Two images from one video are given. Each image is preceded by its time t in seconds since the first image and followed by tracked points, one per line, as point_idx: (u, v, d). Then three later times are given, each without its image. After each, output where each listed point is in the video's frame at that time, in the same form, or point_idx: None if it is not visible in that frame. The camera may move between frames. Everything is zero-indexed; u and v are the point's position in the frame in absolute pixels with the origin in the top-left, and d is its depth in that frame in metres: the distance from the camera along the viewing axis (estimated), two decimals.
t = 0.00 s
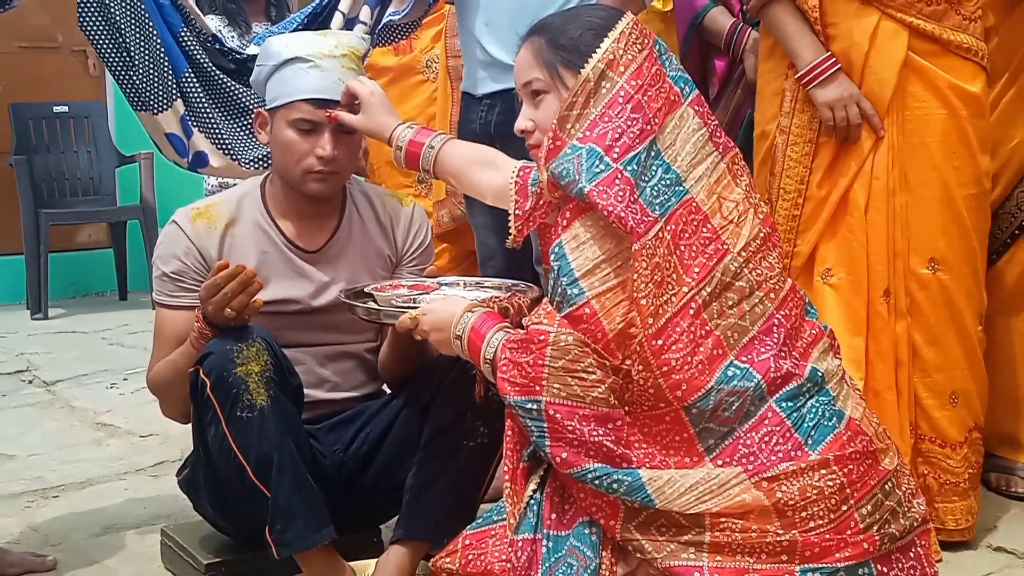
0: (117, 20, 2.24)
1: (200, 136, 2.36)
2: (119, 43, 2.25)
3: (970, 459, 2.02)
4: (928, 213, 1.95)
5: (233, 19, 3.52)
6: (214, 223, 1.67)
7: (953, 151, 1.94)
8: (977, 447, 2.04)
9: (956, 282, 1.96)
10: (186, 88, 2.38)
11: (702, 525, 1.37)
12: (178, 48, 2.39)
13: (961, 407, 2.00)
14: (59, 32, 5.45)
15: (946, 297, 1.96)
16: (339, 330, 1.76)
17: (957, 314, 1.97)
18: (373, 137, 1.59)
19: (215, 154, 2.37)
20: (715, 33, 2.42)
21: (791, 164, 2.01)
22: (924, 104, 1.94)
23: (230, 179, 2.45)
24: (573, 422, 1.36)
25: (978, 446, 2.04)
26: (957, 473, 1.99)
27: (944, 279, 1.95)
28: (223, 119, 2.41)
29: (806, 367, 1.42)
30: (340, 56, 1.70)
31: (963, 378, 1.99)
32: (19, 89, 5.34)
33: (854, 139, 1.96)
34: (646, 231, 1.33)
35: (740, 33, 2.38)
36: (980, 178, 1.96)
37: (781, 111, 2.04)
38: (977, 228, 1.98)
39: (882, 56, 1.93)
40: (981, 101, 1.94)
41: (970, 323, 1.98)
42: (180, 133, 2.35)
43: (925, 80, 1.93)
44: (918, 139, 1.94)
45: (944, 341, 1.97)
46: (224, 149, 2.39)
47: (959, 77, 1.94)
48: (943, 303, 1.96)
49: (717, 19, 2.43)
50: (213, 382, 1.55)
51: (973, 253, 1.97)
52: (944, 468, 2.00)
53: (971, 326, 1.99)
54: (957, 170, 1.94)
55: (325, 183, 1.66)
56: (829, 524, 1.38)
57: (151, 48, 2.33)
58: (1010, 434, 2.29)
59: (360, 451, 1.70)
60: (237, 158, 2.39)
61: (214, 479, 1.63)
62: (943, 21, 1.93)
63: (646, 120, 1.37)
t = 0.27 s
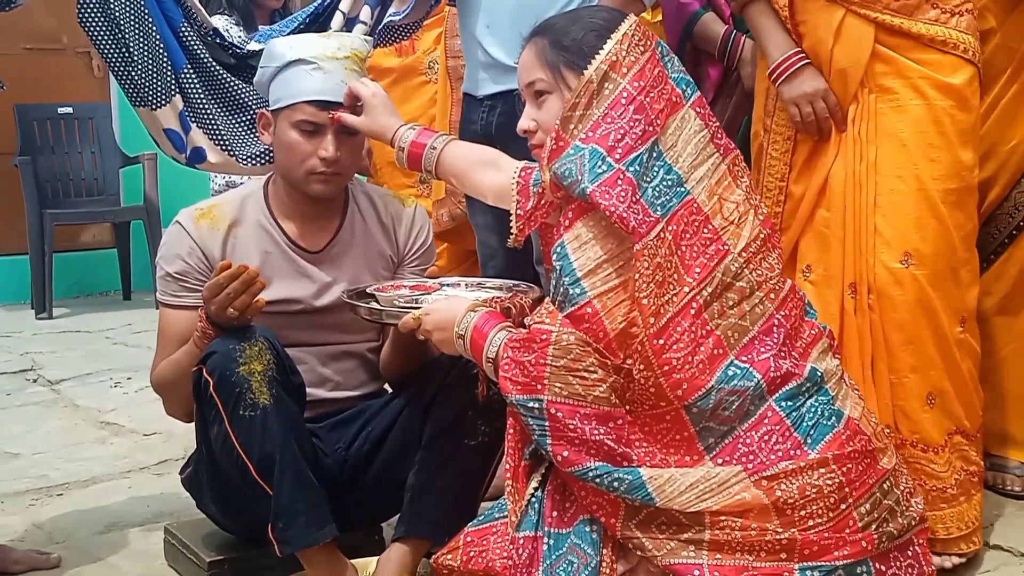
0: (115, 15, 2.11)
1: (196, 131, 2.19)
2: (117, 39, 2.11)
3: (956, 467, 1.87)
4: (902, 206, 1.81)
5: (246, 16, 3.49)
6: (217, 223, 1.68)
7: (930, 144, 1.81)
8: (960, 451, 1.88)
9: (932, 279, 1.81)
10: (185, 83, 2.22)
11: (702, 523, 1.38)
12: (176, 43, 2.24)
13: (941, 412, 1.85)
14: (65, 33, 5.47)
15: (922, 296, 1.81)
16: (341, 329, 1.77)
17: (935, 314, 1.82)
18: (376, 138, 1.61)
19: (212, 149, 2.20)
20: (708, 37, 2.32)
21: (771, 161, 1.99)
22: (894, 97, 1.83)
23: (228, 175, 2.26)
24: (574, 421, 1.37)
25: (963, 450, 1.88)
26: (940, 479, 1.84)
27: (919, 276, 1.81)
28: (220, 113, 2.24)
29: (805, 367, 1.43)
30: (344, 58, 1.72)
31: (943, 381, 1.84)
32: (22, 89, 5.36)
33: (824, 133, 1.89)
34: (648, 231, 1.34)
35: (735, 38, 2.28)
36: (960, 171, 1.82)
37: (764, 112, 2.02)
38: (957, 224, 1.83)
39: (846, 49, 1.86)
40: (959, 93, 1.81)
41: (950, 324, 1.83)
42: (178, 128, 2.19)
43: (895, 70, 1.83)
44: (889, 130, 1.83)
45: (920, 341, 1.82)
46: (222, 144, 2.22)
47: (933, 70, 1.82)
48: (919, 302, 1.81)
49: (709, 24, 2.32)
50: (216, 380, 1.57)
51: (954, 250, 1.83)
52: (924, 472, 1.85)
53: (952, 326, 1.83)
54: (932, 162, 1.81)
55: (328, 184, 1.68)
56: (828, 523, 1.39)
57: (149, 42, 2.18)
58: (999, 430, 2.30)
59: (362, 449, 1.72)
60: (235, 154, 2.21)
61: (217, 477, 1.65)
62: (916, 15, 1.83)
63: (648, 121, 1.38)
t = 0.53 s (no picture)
0: (119, 11, 1.96)
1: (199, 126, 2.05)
2: (120, 35, 1.96)
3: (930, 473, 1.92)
4: (866, 212, 1.90)
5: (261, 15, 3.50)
6: (222, 222, 1.71)
7: (893, 150, 1.88)
8: (937, 461, 1.92)
9: (895, 283, 1.89)
10: (186, 77, 2.07)
11: (701, 518, 1.41)
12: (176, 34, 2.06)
13: (911, 414, 1.92)
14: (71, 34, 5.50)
15: (886, 298, 1.90)
16: (343, 326, 1.79)
17: (898, 317, 1.89)
18: (380, 138, 1.63)
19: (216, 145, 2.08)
20: (707, 44, 2.35)
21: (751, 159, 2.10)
22: (859, 102, 1.91)
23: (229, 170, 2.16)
24: (575, 417, 1.39)
25: (940, 460, 1.92)
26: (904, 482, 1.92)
27: (881, 280, 1.89)
28: (223, 107, 2.10)
29: (803, 363, 1.45)
30: (347, 58, 1.73)
31: (910, 385, 1.90)
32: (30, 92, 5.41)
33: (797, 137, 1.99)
34: (648, 230, 1.36)
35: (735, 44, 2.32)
36: (928, 179, 1.87)
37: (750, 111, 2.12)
38: (930, 232, 1.88)
39: (811, 51, 1.94)
40: (925, 98, 1.86)
41: (919, 329, 1.88)
42: (181, 124, 2.04)
43: (859, 77, 1.91)
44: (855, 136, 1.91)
45: (882, 344, 1.91)
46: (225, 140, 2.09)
47: (898, 76, 1.88)
48: (882, 305, 1.90)
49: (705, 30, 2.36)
50: (220, 377, 1.59)
51: (924, 256, 1.88)
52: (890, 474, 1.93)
53: (923, 333, 1.89)
54: (896, 168, 1.88)
55: (332, 183, 1.70)
56: (825, 517, 1.41)
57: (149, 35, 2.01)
58: (1000, 428, 2.34)
59: (365, 445, 1.74)
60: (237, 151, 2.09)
61: (221, 472, 1.67)
62: (878, 18, 1.89)
63: (649, 120, 1.40)
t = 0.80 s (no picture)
0: (132, 20, 2.00)
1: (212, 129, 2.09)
2: (133, 41, 1.99)
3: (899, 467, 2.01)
4: (843, 216, 1.98)
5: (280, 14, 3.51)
6: (234, 224, 1.78)
7: (869, 158, 1.96)
8: (906, 456, 2.02)
9: (871, 286, 1.97)
10: (197, 82, 2.10)
11: (692, 507, 1.48)
12: (186, 39, 2.10)
13: (884, 412, 2.01)
14: (89, 44, 5.66)
15: (861, 300, 1.98)
16: (350, 325, 1.87)
17: (872, 318, 1.97)
18: (385, 145, 1.71)
19: (227, 148, 2.11)
20: (700, 56, 2.44)
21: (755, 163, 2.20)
22: (840, 110, 1.99)
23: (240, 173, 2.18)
24: (572, 410, 1.47)
25: (907, 455, 2.02)
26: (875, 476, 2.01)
27: (856, 283, 1.98)
28: (234, 110, 2.13)
29: (790, 359, 1.53)
30: (355, 68, 1.81)
31: (883, 384, 1.99)
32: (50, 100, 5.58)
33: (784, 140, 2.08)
34: (642, 231, 1.44)
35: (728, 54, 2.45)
36: (903, 186, 1.95)
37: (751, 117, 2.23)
38: (905, 237, 1.96)
39: (796, 57, 2.04)
40: (902, 108, 1.94)
41: (892, 330, 1.97)
42: (192, 127, 2.08)
43: (839, 83, 1.99)
44: (834, 142, 1.98)
45: (857, 345, 1.99)
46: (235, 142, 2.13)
47: (877, 85, 1.96)
48: (857, 306, 1.98)
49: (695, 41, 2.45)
50: (233, 373, 1.67)
51: (897, 260, 1.96)
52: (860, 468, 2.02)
53: (896, 334, 1.97)
54: (872, 175, 1.96)
55: (339, 187, 1.77)
56: (811, 506, 1.48)
57: (161, 41, 2.05)
58: (986, 421, 2.49)
59: (371, 438, 1.82)
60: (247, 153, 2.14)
61: (234, 464, 1.75)
62: (859, 28, 1.97)
63: (642, 128, 1.47)
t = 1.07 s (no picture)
0: (142, 25, 2.04)
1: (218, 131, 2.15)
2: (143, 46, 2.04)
3: (911, 472, 2.06)
4: (861, 222, 2.03)
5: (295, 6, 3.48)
6: (242, 225, 1.84)
7: (887, 166, 2.01)
8: (918, 460, 2.06)
9: (888, 291, 2.02)
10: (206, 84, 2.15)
11: (686, 499, 1.53)
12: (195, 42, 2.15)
13: (897, 417, 2.05)
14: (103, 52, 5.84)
15: (878, 306, 2.03)
16: (354, 323, 1.92)
17: (889, 322, 2.02)
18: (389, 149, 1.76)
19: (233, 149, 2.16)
20: (694, 61, 2.50)
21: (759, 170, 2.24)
22: (859, 117, 2.03)
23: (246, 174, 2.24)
24: (570, 406, 1.52)
25: (921, 460, 2.06)
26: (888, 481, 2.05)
27: (874, 288, 2.02)
28: (240, 112, 2.18)
29: (781, 357, 1.59)
30: (360, 75, 1.87)
31: (898, 389, 2.04)
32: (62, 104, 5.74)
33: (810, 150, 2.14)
34: (638, 233, 1.49)
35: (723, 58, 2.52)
36: (918, 193, 2.00)
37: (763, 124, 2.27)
38: (921, 243, 2.01)
39: (811, 69, 2.08)
40: (920, 117, 1.99)
41: (907, 335, 2.02)
42: (199, 129, 2.14)
43: (858, 93, 2.03)
44: (854, 150, 2.04)
45: (874, 349, 2.04)
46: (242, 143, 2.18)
47: (896, 94, 2.00)
48: (874, 311, 2.03)
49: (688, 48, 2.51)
50: (241, 369, 1.72)
51: (914, 267, 2.01)
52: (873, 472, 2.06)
53: (912, 340, 2.02)
54: (889, 183, 2.01)
55: (344, 190, 1.83)
56: (801, 499, 1.53)
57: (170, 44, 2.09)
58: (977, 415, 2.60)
59: (375, 433, 1.87)
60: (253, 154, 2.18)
61: (241, 459, 1.81)
62: (876, 40, 2.01)
63: (639, 132, 1.53)
